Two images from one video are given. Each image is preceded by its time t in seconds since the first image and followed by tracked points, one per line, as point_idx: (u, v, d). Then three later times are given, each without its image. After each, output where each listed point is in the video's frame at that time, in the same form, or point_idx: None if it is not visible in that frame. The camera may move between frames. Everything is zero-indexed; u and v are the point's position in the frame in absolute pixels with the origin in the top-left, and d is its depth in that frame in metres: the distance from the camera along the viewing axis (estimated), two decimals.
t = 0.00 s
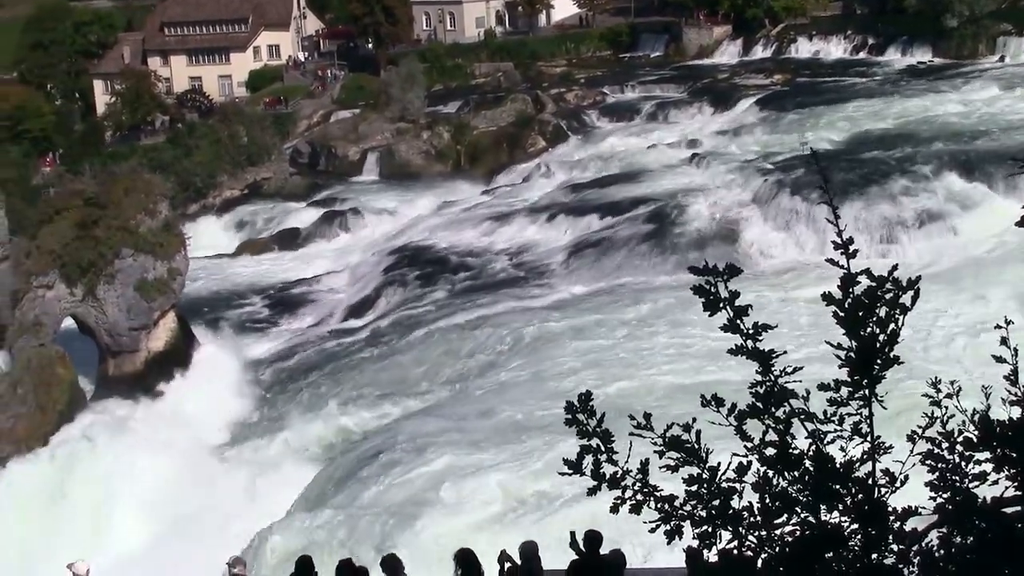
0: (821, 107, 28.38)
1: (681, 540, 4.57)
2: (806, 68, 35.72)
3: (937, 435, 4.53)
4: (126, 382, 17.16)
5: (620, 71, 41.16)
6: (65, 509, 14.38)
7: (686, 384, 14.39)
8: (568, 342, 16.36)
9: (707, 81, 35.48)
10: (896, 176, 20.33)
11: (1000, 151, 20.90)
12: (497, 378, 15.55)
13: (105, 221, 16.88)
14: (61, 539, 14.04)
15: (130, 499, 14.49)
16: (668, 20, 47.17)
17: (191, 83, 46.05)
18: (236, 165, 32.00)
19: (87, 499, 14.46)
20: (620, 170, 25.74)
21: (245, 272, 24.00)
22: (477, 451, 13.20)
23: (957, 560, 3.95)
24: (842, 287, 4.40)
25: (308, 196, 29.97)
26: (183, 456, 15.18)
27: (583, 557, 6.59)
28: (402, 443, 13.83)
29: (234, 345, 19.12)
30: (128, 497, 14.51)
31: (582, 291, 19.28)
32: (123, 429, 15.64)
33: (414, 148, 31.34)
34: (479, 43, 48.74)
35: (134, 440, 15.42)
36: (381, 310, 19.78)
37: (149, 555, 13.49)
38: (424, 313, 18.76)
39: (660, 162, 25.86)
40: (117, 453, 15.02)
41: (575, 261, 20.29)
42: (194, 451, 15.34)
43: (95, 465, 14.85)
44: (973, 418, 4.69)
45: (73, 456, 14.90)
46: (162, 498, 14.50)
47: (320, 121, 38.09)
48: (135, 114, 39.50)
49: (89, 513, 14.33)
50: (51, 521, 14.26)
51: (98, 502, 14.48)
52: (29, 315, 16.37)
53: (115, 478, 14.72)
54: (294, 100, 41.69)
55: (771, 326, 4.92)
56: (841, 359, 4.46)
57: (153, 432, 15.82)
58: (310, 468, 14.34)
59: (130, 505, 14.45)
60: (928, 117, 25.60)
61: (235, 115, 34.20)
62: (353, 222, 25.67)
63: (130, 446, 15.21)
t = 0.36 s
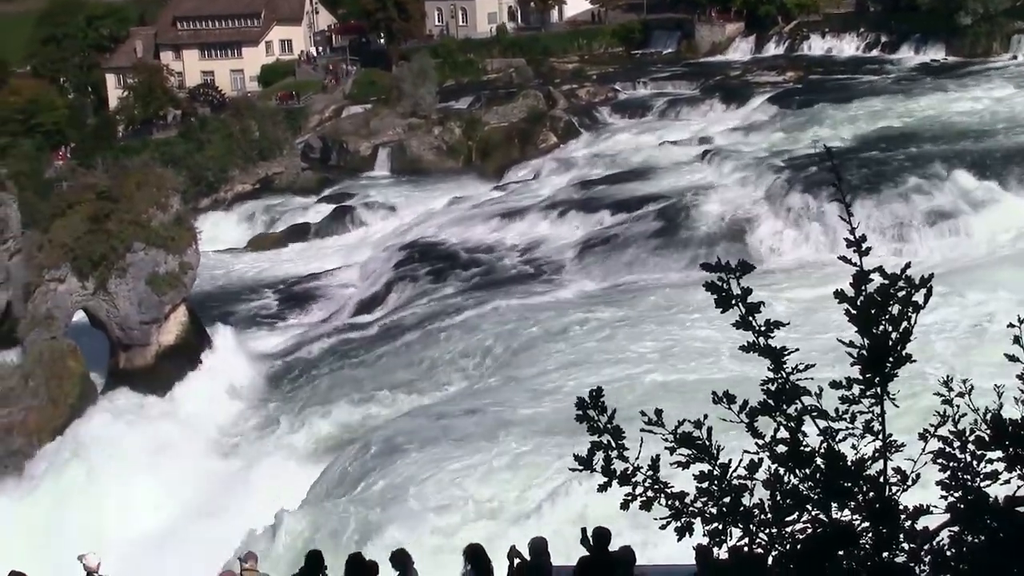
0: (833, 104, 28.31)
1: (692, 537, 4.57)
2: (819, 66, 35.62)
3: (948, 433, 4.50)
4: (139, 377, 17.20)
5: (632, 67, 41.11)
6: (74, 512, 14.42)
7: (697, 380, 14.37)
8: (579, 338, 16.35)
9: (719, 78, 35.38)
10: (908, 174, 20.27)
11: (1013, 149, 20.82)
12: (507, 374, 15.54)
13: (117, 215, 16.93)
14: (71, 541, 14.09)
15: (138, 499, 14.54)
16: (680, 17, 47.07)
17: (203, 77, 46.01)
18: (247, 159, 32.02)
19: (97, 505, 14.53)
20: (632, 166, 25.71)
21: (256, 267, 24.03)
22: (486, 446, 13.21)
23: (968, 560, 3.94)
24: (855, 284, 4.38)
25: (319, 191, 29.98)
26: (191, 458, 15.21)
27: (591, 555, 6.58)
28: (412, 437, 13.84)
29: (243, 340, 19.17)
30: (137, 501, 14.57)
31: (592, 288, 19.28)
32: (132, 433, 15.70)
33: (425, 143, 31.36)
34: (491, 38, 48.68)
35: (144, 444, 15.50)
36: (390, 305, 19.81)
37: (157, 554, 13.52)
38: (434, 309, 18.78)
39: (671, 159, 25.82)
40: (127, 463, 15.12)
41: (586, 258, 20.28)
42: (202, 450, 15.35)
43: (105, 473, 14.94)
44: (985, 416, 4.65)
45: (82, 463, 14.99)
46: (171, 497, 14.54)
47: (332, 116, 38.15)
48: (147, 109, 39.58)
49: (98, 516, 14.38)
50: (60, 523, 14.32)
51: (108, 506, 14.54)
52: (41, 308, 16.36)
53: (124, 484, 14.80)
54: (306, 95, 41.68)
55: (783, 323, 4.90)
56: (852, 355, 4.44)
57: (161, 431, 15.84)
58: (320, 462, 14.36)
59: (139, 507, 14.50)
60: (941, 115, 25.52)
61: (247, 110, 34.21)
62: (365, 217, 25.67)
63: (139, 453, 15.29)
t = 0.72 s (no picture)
0: (850, 100, 28.20)
1: (706, 533, 4.55)
2: (835, 62, 35.45)
3: (965, 431, 4.47)
4: (153, 370, 17.24)
5: (648, 63, 41.01)
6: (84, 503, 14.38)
7: (711, 377, 14.34)
8: (593, 334, 16.34)
9: (735, 74, 35.24)
10: (925, 171, 20.17)
11: None
12: (521, 370, 15.54)
13: (132, 208, 16.95)
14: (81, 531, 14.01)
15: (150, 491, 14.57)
16: (696, 12, 46.90)
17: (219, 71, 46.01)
18: (262, 153, 32.08)
19: (109, 499, 14.51)
20: (647, 163, 25.65)
21: (271, 261, 24.06)
22: (500, 443, 13.21)
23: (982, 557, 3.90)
24: (871, 282, 4.35)
25: (334, 185, 30.00)
26: (203, 454, 15.21)
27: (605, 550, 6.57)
28: (425, 433, 13.86)
29: (259, 332, 19.21)
30: (148, 496, 14.55)
31: (607, 283, 19.25)
32: (143, 427, 15.69)
33: (440, 138, 31.40)
34: (506, 34, 48.60)
35: (154, 439, 15.48)
36: (405, 300, 19.82)
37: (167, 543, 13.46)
38: (448, 303, 18.78)
39: (687, 155, 25.75)
40: (138, 459, 15.11)
41: (601, 254, 20.25)
42: (213, 446, 15.35)
43: (116, 469, 14.93)
44: (1003, 414, 4.61)
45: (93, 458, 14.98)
46: (182, 491, 14.56)
47: (347, 111, 38.18)
48: (163, 102, 39.64)
49: (109, 510, 14.34)
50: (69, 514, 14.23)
51: (118, 500, 14.52)
52: (57, 300, 16.44)
53: (136, 481, 14.79)
54: (322, 89, 41.67)
55: (799, 319, 4.88)
56: (869, 353, 4.41)
57: (172, 427, 15.83)
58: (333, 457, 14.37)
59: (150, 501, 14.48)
60: (958, 112, 25.38)
61: (262, 103, 34.22)
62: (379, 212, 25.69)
63: (150, 449, 15.28)
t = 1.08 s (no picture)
0: (869, 96, 28.08)
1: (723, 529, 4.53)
2: (855, 58, 35.31)
3: (984, 430, 4.44)
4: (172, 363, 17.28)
5: (666, 58, 40.95)
6: (102, 488, 14.40)
7: (729, 374, 14.30)
8: (610, 331, 16.29)
9: (754, 70, 35.10)
10: (944, 167, 20.07)
11: None
12: (538, 365, 15.53)
13: (151, 202, 17.02)
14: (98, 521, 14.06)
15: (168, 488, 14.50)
16: (715, 7, 46.78)
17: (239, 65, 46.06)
18: (280, 147, 32.14)
19: (128, 488, 14.53)
20: (665, 158, 25.61)
21: (289, 255, 24.11)
22: (518, 439, 13.20)
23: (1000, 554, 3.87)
24: (891, 279, 4.33)
25: (352, 180, 30.04)
26: (224, 451, 15.19)
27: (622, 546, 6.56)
28: (442, 427, 13.87)
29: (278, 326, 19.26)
30: (165, 491, 14.48)
31: (626, 279, 19.22)
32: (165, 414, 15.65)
33: (458, 133, 31.46)
34: (525, 29, 48.57)
35: (176, 428, 15.43)
36: (422, 294, 19.84)
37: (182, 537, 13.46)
38: (465, 298, 18.80)
39: (705, 151, 25.69)
40: (161, 448, 15.09)
41: (619, 249, 20.21)
42: (236, 444, 15.31)
43: (138, 458, 14.93)
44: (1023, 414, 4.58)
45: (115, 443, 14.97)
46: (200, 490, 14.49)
47: (365, 105, 38.26)
48: (182, 96, 39.74)
49: (127, 499, 14.37)
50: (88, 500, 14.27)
51: (139, 490, 14.54)
52: (75, 294, 16.57)
53: (156, 470, 14.79)
54: (340, 84, 41.69)
55: (818, 317, 4.86)
56: (888, 350, 4.39)
57: (194, 415, 15.79)
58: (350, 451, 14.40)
59: (169, 492, 14.48)
60: (979, 108, 25.26)
61: (281, 98, 34.30)
62: (398, 207, 25.67)
63: (173, 439, 15.26)
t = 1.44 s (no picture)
0: (888, 95, 27.96)
1: (738, 529, 4.53)
2: (873, 57, 35.16)
3: (1001, 430, 4.41)
4: (189, 359, 17.15)
5: (683, 57, 40.86)
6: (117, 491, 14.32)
7: (745, 373, 14.27)
8: (626, 329, 16.28)
9: (772, 68, 35.00)
10: (963, 166, 19.97)
11: None
12: (554, 363, 15.52)
13: (168, 199, 17.08)
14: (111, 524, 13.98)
15: (188, 485, 14.48)
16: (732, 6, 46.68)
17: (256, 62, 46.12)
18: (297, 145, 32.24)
19: (142, 488, 14.42)
20: (682, 157, 25.57)
21: (305, 253, 24.15)
22: (533, 436, 13.20)
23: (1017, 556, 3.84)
24: (908, 278, 4.31)
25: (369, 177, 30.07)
26: (240, 451, 15.03)
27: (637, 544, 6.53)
28: (458, 424, 13.88)
29: (294, 323, 19.31)
30: (184, 488, 14.45)
31: (642, 277, 19.19)
32: (182, 412, 15.51)
33: (475, 131, 31.50)
34: (542, 27, 48.52)
35: (192, 427, 15.29)
36: (438, 292, 19.86)
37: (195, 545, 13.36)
38: (482, 296, 18.80)
39: (722, 149, 25.63)
40: (177, 445, 14.94)
41: (635, 247, 20.18)
42: (252, 444, 15.15)
43: (154, 454, 14.77)
44: None
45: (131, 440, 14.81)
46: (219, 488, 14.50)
47: (382, 103, 38.32)
48: (199, 93, 39.86)
49: (141, 501, 14.27)
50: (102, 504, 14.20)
51: (158, 484, 14.48)
52: (94, 290, 16.75)
53: (171, 470, 14.65)
54: (357, 81, 41.72)
55: (834, 317, 4.84)
56: (904, 350, 4.36)
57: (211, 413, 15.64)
58: (365, 448, 14.41)
59: (183, 496, 14.37)
60: (998, 107, 25.12)
61: (297, 95, 34.40)
62: (415, 205, 25.69)
63: (189, 437, 15.11)
